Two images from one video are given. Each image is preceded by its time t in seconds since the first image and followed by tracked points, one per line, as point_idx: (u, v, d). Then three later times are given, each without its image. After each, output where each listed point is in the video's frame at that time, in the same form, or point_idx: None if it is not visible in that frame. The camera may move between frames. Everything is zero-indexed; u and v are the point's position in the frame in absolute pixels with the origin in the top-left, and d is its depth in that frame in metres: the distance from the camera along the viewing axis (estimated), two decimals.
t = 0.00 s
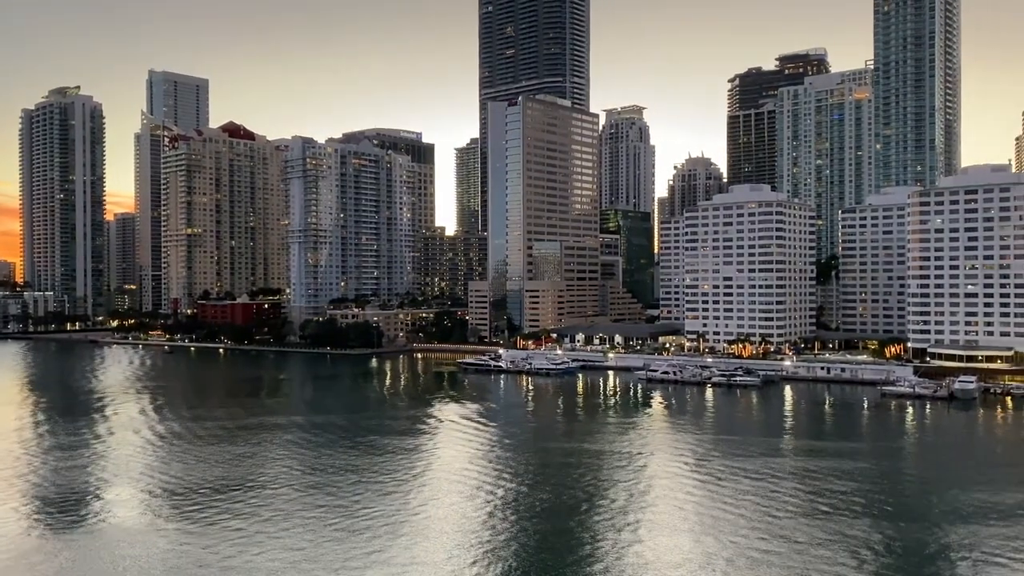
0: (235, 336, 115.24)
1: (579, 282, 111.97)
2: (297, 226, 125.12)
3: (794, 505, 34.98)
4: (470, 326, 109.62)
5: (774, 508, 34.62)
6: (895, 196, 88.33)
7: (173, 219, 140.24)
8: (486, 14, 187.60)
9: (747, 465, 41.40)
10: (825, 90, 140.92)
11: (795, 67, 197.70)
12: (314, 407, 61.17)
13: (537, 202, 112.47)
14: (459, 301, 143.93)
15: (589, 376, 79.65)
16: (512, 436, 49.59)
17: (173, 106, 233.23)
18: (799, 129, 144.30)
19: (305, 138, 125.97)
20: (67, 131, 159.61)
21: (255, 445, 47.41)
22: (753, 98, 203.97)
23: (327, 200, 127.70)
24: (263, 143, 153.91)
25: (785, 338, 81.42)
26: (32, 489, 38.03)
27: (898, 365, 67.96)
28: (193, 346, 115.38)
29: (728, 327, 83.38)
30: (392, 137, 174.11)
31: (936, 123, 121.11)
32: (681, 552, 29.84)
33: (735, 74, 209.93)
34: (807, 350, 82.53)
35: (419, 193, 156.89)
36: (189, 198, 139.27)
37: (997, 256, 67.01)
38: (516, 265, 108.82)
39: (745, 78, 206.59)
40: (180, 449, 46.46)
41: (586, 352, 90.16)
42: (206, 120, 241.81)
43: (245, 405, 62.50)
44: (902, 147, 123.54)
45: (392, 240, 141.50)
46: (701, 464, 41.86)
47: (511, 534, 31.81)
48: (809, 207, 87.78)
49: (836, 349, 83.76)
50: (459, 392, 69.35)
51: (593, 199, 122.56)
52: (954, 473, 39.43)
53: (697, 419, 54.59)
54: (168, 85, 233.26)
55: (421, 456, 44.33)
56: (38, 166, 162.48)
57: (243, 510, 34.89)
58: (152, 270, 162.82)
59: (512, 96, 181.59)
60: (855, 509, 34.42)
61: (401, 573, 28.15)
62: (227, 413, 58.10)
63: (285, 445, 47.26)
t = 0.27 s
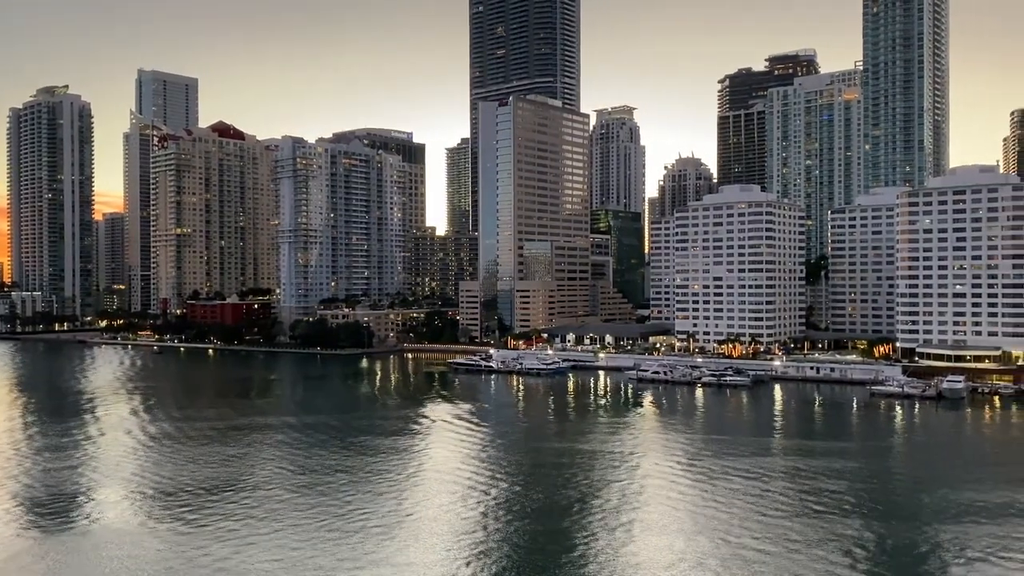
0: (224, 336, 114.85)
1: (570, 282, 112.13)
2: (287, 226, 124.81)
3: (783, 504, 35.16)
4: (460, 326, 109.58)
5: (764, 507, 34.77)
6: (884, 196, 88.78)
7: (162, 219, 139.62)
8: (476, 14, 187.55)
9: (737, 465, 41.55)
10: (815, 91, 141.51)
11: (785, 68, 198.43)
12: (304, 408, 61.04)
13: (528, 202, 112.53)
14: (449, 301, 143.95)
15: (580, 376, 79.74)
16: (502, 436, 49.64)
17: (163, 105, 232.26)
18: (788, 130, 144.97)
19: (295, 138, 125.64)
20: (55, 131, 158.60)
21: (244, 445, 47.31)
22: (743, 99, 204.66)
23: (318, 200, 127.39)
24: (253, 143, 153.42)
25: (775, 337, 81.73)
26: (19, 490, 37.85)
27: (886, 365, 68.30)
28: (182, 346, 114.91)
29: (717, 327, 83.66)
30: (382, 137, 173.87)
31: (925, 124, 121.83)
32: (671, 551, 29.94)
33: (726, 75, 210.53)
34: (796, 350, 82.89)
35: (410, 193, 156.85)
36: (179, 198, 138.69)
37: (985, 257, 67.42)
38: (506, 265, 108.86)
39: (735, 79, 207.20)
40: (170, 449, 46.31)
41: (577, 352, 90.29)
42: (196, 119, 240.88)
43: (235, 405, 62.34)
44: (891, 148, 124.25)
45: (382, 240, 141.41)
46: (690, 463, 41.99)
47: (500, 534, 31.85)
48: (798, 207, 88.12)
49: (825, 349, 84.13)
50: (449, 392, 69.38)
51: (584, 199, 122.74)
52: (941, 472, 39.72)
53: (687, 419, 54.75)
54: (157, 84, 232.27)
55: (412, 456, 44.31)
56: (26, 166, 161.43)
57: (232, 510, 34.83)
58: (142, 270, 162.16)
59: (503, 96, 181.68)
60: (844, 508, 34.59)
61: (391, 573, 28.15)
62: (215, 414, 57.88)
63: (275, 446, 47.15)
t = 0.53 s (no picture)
0: (213, 337, 114.38)
1: (560, 282, 112.22)
2: (276, 226, 124.41)
3: (772, 503, 35.33)
4: (450, 326, 109.48)
5: (752, 506, 34.90)
6: (872, 197, 89.25)
7: (151, 219, 138.96)
8: (466, 14, 187.43)
9: (726, 465, 41.68)
10: (804, 92, 142.13)
11: (774, 69, 199.17)
12: (293, 408, 60.86)
13: (518, 202, 112.56)
14: (439, 301, 143.86)
15: (570, 376, 79.82)
16: (492, 436, 49.66)
17: (151, 104, 231.17)
18: (777, 130, 145.62)
19: (284, 138, 125.29)
20: (42, 130, 157.55)
21: (234, 446, 47.15)
22: (732, 100, 205.29)
23: (307, 200, 127.04)
24: (242, 143, 152.87)
25: (763, 337, 82.01)
26: (6, 491, 37.62)
27: (874, 365, 68.66)
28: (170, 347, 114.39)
29: (707, 327, 83.89)
30: (372, 137, 173.57)
31: (913, 126, 122.57)
32: (660, 551, 30.03)
33: (715, 76, 211.13)
34: (785, 350, 83.25)
35: (400, 193, 156.67)
36: (167, 198, 138.03)
37: (972, 257, 67.84)
38: (496, 265, 108.87)
39: (724, 80, 207.83)
40: (159, 450, 46.12)
41: (567, 352, 90.37)
42: (185, 119, 239.85)
43: (224, 406, 62.13)
44: (879, 149, 124.93)
45: (372, 240, 141.17)
46: (679, 463, 42.10)
47: (491, 534, 31.85)
48: (787, 208, 88.47)
49: (814, 349, 84.46)
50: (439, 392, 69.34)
51: (574, 199, 122.88)
52: (929, 472, 39.95)
53: (676, 419, 54.90)
54: (145, 83, 231.25)
55: (401, 456, 44.25)
56: (12, 165, 160.33)
57: (221, 510, 34.72)
58: (130, 270, 161.32)
59: (493, 96, 181.69)
60: (832, 507, 34.79)
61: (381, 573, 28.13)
62: (204, 414, 57.65)
63: (264, 446, 47.00)
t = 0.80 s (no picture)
0: (201, 338, 113.90)
1: (549, 283, 112.33)
2: (265, 226, 124.00)
3: (760, 502, 35.47)
4: (440, 326, 109.40)
5: (741, 506, 35.04)
6: (860, 198, 89.70)
7: (138, 219, 138.29)
8: (456, 14, 187.25)
9: (715, 464, 41.83)
10: (792, 93, 142.69)
11: (762, 70, 199.87)
12: (282, 408, 60.69)
13: (507, 203, 112.56)
14: (429, 301, 143.81)
15: (559, 376, 79.87)
16: (482, 436, 49.67)
17: (139, 103, 230.01)
18: (766, 131, 146.21)
19: (272, 138, 124.92)
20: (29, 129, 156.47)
21: (222, 446, 46.99)
22: (721, 100, 205.89)
23: (296, 200, 126.67)
24: (230, 142, 152.30)
25: (752, 337, 82.28)
26: None
27: (862, 365, 69.01)
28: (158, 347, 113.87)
29: (696, 327, 84.11)
30: (361, 137, 173.23)
31: (900, 127, 123.24)
32: (649, 550, 30.11)
33: (704, 76, 211.68)
34: (773, 350, 83.59)
35: (389, 193, 156.41)
36: (155, 197, 137.40)
37: (959, 257, 68.22)
38: (486, 265, 108.86)
39: (713, 80, 208.42)
40: (147, 451, 45.94)
41: (556, 352, 90.45)
42: (172, 118, 238.77)
43: (212, 406, 61.90)
44: (866, 149, 125.59)
45: (361, 240, 140.92)
46: (668, 463, 42.21)
47: (480, 534, 31.85)
48: (775, 208, 88.79)
49: (802, 349, 84.81)
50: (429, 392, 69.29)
51: (563, 199, 123.00)
52: (916, 471, 40.19)
53: (665, 418, 55.03)
54: (132, 82, 230.10)
55: (390, 457, 44.17)
56: None
57: (209, 511, 34.60)
58: (117, 270, 160.47)
59: (483, 96, 181.64)
60: (821, 506, 34.96)
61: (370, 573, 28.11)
62: (192, 415, 57.42)
63: (253, 447, 46.87)
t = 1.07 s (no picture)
0: (189, 338, 113.40)
1: (538, 283, 112.43)
2: (253, 226, 123.54)
3: (747, 502, 35.63)
4: (429, 327, 109.26)
5: (728, 505, 35.17)
6: (846, 198, 90.20)
7: (125, 218, 137.57)
8: (444, 14, 187.01)
9: (703, 464, 41.95)
10: (779, 94, 143.38)
11: (750, 70, 200.63)
12: (270, 409, 60.49)
13: (496, 203, 112.56)
14: (417, 301, 143.75)
15: (548, 376, 79.94)
16: (471, 436, 49.66)
17: (125, 102, 228.74)
18: (753, 132, 146.80)
19: (260, 137, 124.51)
20: (14, 128, 155.36)
21: (210, 447, 46.79)
22: (709, 101, 206.55)
23: (284, 199, 126.23)
24: (218, 142, 151.69)
25: (740, 337, 82.60)
26: None
27: (849, 364, 69.39)
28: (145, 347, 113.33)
29: (684, 327, 84.35)
30: (349, 137, 172.85)
31: (886, 127, 123.89)
32: (637, 550, 30.19)
33: (692, 77, 212.26)
34: (761, 350, 83.97)
35: (377, 193, 156.16)
36: (142, 197, 136.70)
37: (944, 257, 68.69)
38: (475, 266, 108.88)
39: (701, 81, 209.02)
40: (133, 452, 45.69)
41: (545, 352, 90.54)
42: (160, 117, 237.65)
43: (199, 407, 61.65)
44: (853, 150, 126.23)
45: (349, 240, 140.63)
46: (656, 463, 42.30)
47: (468, 535, 31.84)
48: (763, 209, 89.14)
49: (789, 349, 85.26)
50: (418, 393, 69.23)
51: (552, 199, 123.14)
52: (902, 470, 40.45)
53: (654, 418, 55.17)
54: (119, 81, 228.88)
55: (378, 458, 44.10)
56: None
57: (196, 513, 34.47)
58: (104, 270, 159.51)
59: (471, 96, 181.57)
60: (808, 505, 35.15)
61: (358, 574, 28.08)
62: (180, 416, 57.14)
63: (240, 447, 46.72)
